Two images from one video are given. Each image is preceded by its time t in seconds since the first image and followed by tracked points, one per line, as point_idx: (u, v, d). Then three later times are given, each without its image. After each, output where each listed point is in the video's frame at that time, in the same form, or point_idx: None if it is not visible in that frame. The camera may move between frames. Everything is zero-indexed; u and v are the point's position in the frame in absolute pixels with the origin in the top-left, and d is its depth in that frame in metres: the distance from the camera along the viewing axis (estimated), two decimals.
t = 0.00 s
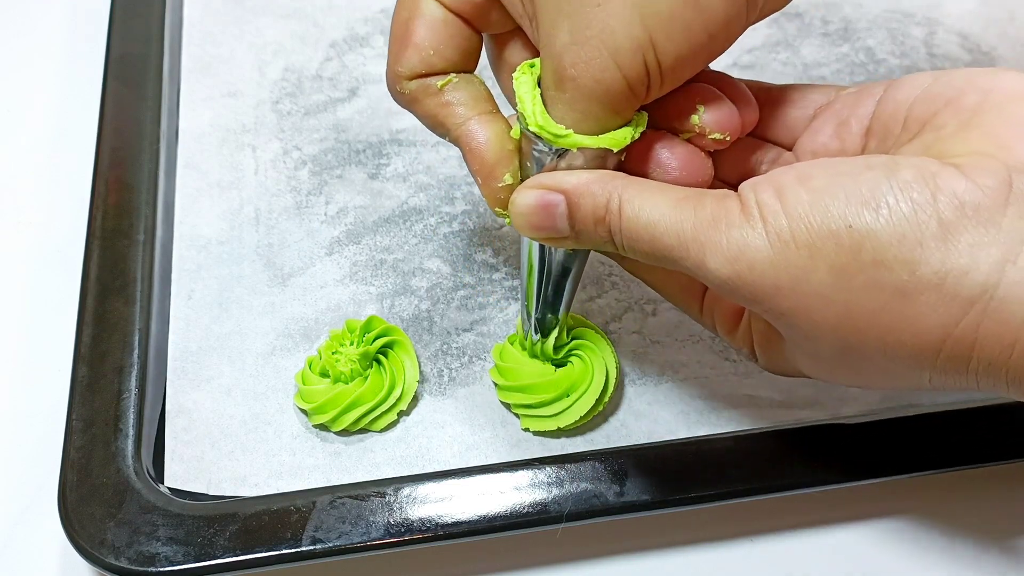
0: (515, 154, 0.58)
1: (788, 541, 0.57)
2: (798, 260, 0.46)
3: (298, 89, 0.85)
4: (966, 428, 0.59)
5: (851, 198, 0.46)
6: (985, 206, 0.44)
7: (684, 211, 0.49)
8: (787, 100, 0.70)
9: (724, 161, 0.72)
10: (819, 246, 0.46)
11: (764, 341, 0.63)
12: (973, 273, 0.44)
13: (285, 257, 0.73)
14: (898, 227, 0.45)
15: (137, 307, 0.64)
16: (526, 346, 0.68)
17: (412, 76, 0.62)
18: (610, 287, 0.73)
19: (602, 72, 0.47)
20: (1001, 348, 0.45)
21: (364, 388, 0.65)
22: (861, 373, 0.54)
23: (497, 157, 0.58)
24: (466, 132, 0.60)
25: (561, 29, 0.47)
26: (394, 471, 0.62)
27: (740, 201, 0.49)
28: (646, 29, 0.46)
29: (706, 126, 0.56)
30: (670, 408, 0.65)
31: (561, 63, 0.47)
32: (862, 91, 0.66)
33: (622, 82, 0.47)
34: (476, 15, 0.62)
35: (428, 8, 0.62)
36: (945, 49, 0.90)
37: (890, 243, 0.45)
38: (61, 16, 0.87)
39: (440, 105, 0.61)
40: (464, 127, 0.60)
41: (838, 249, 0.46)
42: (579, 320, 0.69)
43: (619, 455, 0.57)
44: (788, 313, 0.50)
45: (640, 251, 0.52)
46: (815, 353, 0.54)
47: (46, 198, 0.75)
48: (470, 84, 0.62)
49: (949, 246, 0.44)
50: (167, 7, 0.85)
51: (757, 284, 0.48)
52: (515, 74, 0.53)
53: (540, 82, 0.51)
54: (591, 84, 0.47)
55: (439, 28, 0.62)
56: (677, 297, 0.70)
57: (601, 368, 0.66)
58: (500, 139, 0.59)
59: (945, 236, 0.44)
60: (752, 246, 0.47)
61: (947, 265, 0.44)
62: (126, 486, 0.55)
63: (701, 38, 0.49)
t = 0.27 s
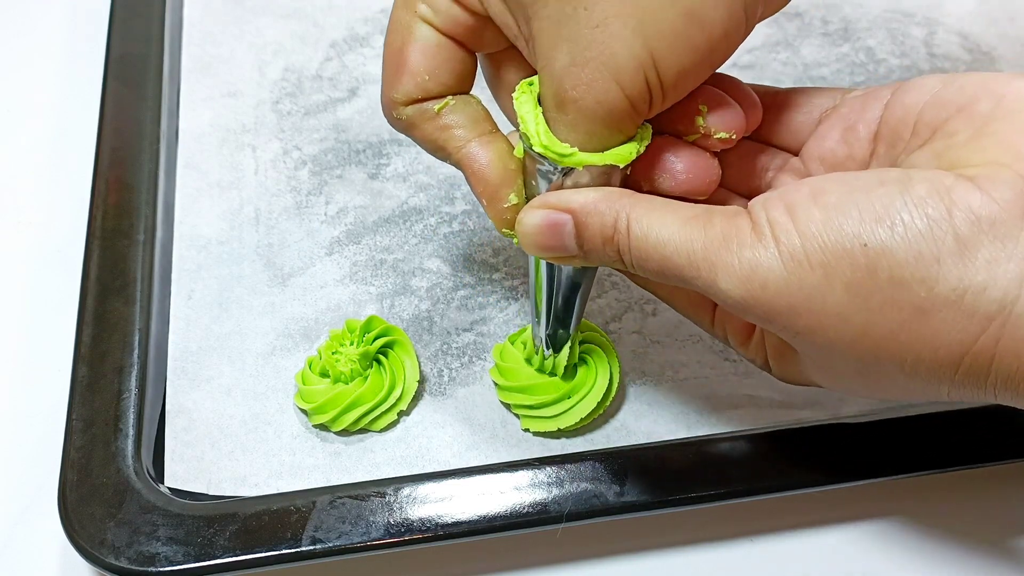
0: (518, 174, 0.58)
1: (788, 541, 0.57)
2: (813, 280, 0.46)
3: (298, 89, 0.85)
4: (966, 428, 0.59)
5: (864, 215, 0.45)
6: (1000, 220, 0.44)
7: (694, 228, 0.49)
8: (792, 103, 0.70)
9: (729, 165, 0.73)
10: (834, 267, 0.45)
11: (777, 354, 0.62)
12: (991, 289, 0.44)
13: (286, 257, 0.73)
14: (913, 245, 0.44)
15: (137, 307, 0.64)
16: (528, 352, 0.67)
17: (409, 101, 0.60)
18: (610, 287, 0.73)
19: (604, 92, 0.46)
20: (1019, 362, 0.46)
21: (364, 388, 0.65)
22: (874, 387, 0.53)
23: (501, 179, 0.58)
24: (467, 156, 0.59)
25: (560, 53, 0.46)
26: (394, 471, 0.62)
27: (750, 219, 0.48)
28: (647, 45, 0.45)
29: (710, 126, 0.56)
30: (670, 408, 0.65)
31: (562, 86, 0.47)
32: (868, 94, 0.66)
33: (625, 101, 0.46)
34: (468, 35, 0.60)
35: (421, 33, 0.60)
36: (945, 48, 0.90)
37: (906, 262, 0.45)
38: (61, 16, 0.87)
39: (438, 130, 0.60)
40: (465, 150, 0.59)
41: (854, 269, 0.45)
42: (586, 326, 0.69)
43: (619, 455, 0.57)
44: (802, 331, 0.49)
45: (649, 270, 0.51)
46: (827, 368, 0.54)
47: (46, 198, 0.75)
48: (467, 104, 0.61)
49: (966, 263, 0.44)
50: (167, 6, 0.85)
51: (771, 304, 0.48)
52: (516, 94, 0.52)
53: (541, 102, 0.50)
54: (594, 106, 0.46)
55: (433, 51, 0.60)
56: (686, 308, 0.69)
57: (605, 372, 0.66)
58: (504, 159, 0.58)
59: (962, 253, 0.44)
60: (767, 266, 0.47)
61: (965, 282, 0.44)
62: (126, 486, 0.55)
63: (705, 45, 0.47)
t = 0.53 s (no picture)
0: (515, 202, 0.57)
1: (788, 541, 0.57)
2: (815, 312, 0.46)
3: (298, 89, 0.85)
4: (966, 428, 0.59)
5: (861, 244, 0.45)
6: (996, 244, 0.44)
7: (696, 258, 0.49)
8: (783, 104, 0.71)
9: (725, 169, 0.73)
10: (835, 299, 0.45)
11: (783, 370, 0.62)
12: (992, 313, 0.44)
13: (285, 257, 0.73)
14: (912, 272, 0.44)
15: (137, 307, 0.64)
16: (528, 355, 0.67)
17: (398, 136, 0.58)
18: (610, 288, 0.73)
19: (597, 122, 0.46)
20: None
21: (364, 388, 0.65)
22: (879, 403, 0.54)
23: (499, 209, 0.56)
24: (461, 188, 0.57)
25: (553, 85, 0.46)
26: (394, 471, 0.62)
27: (747, 249, 0.48)
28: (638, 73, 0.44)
29: (713, 135, 0.56)
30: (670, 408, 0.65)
31: (555, 117, 0.47)
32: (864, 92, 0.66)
33: (621, 129, 0.46)
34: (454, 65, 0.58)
35: (405, 65, 0.58)
36: (945, 48, 0.90)
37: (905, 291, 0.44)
38: (61, 16, 0.87)
39: (429, 163, 0.58)
40: (459, 182, 0.57)
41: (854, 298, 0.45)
42: (590, 327, 0.69)
43: (619, 455, 0.57)
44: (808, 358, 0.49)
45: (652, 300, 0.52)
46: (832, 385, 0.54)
47: (47, 197, 0.75)
48: (457, 133, 0.58)
49: (966, 289, 0.44)
50: (167, 6, 0.85)
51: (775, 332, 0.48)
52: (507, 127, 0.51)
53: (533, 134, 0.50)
54: (589, 136, 0.46)
55: (420, 84, 0.57)
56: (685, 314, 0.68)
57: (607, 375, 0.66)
58: (500, 188, 0.57)
59: (961, 279, 0.44)
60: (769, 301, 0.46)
61: (966, 308, 0.44)
62: (126, 486, 0.55)
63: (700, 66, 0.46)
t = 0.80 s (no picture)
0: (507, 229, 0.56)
1: (788, 541, 0.57)
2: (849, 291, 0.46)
3: (297, 89, 0.84)
4: (966, 428, 0.59)
5: (896, 227, 0.45)
6: None
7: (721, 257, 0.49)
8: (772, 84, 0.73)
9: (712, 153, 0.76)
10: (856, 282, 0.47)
11: (812, 349, 0.66)
12: None
13: (286, 257, 0.73)
14: (954, 252, 0.45)
15: (137, 307, 0.64)
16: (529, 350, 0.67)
17: (386, 180, 0.54)
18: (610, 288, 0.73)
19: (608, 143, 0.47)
20: None
21: (364, 388, 0.64)
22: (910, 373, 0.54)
23: (494, 242, 0.55)
24: (455, 226, 0.56)
25: (553, 106, 0.46)
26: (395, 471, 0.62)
27: (772, 245, 0.49)
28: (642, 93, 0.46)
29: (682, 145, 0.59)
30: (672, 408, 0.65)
31: (560, 137, 0.47)
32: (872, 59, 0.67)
33: (623, 137, 0.47)
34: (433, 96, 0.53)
35: (383, 110, 0.52)
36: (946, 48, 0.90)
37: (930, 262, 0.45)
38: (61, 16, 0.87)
39: (418, 206, 0.55)
40: (452, 219, 0.55)
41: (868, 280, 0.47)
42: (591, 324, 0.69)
43: (619, 455, 0.57)
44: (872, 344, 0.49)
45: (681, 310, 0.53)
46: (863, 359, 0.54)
47: (47, 198, 0.75)
48: (442, 169, 0.55)
49: (1004, 258, 0.45)
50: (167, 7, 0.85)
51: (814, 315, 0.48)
52: (503, 154, 0.51)
53: (535, 159, 0.50)
54: (596, 151, 0.47)
55: (403, 123, 0.53)
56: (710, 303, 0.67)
57: (609, 374, 0.66)
58: (492, 219, 0.55)
59: (999, 253, 0.45)
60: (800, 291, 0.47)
61: (1010, 281, 0.45)
62: (126, 486, 0.55)
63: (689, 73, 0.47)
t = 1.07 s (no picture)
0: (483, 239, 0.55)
1: (788, 541, 0.57)
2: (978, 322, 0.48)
3: (297, 89, 0.84)
4: (967, 428, 0.59)
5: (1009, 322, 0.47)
6: None
7: (922, 303, 0.53)
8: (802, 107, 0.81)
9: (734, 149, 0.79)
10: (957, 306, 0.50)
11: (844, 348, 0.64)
12: None
13: (285, 257, 0.73)
14: None
15: (137, 307, 0.64)
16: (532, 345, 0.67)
17: (359, 215, 0.53)
18: (611, 288, 0.73)
19: (573, 159, 0.45)
20: None
21: (364, 388, 0.64)
22: None
23: (471, 255, 0.54)
24: (435, 245, 0.54)
25: (511, 114, 0.44)
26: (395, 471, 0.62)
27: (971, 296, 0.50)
28: (602, 105, 0.43)
29: (653, 159, 0.60)
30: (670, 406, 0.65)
31: (521, 148, 0.45)
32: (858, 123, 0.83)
33: (589, 141, 0.44)
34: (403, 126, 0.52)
35: (354, 146, 0.51)
36: (946, 47, 0.90)
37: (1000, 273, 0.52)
38: (62, 16, 0.87)
39: (392, 235, 0.54)
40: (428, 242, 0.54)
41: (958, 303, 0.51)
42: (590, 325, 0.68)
43: (619, 455, 0.57)
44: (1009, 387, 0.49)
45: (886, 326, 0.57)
46: None
47: (48, 198, 0.75)
48: (409, 193, 0.54)
49: None
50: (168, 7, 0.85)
51: None
52: (471, 153, 0.50)
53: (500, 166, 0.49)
54: (558, 159, 0.45)
55: (375, 157, 0.51)
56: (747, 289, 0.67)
57: (609, 372, 0.65)
58: (467, 234, 0.54)
59: None
60: (1013, 335, 0.47)
61: None
62: (126, 486, 0.55)
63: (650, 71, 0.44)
